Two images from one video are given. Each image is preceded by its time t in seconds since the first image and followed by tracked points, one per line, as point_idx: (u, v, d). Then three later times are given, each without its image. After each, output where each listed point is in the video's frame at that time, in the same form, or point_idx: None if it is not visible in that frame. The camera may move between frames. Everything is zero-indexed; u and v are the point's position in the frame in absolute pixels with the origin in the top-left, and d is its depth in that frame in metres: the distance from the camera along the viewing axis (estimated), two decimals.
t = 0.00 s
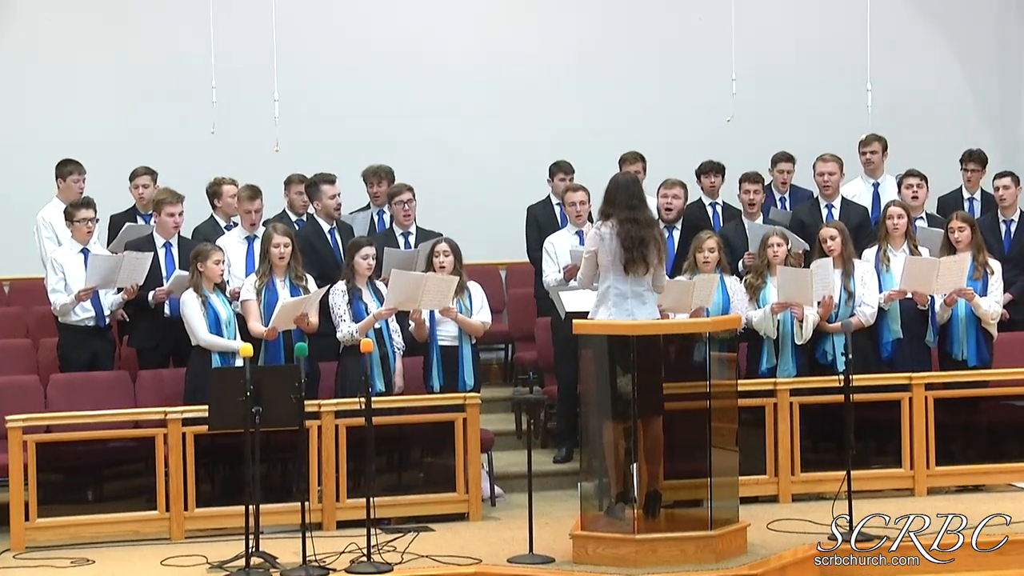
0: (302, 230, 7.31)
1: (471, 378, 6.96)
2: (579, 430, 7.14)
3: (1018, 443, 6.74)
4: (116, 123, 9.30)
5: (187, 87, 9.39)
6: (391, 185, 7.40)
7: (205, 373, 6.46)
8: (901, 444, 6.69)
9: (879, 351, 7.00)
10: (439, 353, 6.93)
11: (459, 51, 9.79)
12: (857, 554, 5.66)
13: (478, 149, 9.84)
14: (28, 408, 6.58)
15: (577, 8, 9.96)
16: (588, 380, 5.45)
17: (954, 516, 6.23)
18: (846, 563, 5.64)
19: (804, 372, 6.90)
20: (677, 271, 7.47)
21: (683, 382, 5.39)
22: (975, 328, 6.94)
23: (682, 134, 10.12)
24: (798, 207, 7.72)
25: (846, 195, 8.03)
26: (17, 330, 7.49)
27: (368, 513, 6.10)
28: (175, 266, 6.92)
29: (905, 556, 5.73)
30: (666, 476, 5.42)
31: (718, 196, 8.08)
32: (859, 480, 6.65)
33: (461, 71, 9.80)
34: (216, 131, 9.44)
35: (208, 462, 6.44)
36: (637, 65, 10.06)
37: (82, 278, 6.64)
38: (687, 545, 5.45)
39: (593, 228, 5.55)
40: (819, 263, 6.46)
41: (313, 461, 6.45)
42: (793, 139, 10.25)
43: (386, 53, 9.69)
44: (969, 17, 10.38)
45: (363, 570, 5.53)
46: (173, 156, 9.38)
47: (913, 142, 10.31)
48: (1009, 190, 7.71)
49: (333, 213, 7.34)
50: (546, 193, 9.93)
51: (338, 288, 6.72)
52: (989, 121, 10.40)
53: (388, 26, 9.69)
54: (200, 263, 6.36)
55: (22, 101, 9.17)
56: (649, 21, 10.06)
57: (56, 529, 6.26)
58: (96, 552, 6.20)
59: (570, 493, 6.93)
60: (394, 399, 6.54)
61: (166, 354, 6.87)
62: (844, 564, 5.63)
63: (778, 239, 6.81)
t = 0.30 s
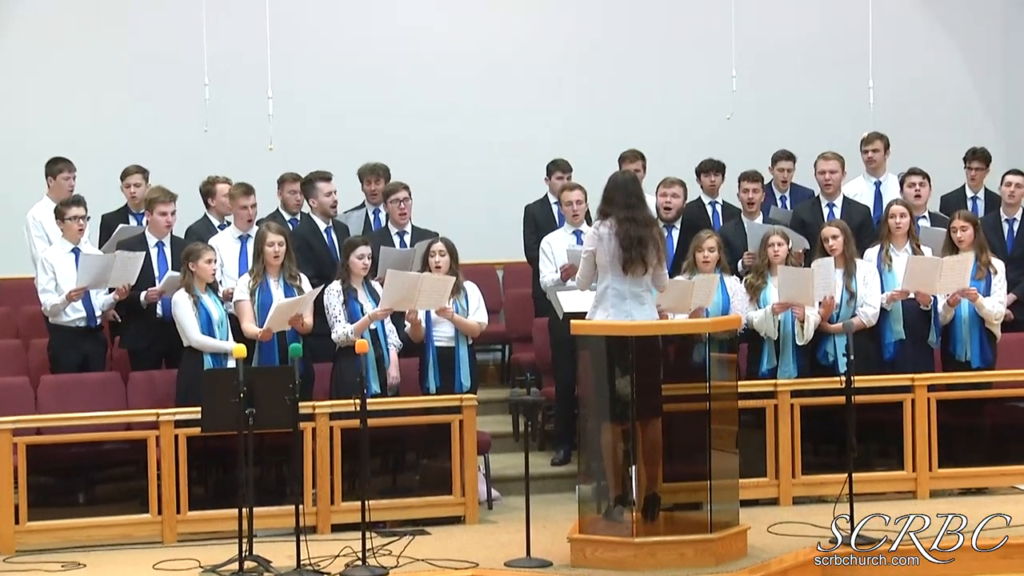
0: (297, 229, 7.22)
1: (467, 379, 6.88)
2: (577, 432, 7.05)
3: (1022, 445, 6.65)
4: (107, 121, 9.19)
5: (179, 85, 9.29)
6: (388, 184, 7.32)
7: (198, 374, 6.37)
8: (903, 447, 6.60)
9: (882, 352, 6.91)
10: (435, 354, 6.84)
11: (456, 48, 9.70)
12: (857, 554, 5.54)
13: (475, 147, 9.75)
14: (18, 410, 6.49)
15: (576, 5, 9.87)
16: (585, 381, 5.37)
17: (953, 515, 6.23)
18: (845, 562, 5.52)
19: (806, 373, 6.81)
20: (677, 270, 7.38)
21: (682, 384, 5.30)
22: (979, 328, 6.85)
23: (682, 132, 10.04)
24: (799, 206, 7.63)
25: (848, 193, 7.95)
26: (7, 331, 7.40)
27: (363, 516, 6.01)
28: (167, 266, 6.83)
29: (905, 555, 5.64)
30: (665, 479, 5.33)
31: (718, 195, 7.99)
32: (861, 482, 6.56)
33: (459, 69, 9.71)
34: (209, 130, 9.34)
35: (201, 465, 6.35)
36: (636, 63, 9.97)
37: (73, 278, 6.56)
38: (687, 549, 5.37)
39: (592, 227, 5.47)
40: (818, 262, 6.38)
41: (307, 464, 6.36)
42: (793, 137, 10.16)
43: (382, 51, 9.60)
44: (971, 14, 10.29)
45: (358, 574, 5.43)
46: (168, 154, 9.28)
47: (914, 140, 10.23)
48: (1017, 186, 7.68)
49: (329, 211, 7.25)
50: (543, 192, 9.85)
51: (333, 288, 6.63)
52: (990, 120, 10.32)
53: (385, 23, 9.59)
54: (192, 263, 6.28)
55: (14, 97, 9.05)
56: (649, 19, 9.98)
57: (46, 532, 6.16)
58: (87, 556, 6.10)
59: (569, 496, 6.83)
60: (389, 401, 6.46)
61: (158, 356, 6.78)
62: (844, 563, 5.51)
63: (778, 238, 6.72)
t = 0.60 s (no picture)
0: (291, 228, 7.13)
1: (464, 381, 6.80)
2: (575, 434, 6.97)
3: None
4: (99, 118, 9.08)
5: (172, 82, 9.19)
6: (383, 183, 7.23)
7: (190, 375, 6.28)
8: (905, 449, 6.52)
9: (884, 353, 6.83)
10: (432, 355, 6.76)
11: (454, 46, 9.61)
12: (857, 555, 5.48)
13: (473, 146, 9.66)
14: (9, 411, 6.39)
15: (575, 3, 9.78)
16: (583, 382, 5.29)
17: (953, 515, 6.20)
18: (846, 563, 5.45)
19: (807, 374, 6.72)
20: (675, 270, 7.30)
21: (682, 385, 5.21)
22: (982, 329, 6.77)
23: (681, 131, 9.95)
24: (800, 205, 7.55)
25: (849, 191, 7.86)
26: None
27: (358, 519, 5.92)
28: (159, 266, 6.74)
29: (905, 555, 5.55)
30: (664, 481, 5.25)
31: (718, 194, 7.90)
32: (862, 485, 6.48)
33: (456, 66, 9.62)
34: (202, 128, 9.23)
35: (193, 467, 6.25)
36: (635, 61, 9.89)
37: (64, 278, 6.48)
38: (686, 552, 5.28)
39: (591, 226, 5.38)
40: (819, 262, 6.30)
41: (301, 466, 6.27)
42: (794, 136, 10.07)
43: (379, 49, 9.51)
44: (973, 12, 10.22)
45: None
46: (164, 153, 9.18)
47: (915, 139, 10.15)
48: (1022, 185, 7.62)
49: (325, 210, 7.16)
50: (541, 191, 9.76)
51: (329, 288, 6.55)
52: (992, 119, 10.25)
53: (382, 21, 9.51)
54: (183, 262, 6.19)
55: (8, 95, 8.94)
56: (648, 16, 9.89)
57: (36, 536, 6.07)
58: (78, 560, 6.00)
59: (567, 499, 6.75)
60: (385, 402, 6.37)
61: (150, 357, 6.69)
62: (844, 564, 5.45)
63: (779, 238, 6.63)
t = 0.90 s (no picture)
0: (284, 228, 7.04)
1: (461, 382, 6.71)
2: (572, 436, 6.89)
3: None
4: (91, 115, 8.98)
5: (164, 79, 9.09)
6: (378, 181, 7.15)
7: (182, 377, 6.19)
8: (907, 451, 6.43)
9: (885, 354, 6.75)
10: (427, 355, 6.67)
11: (451, 44, 9.53)
12: (857, 554, 5.38)
13: (470, 145, 9.58)
14: None
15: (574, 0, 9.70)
16: (581, 384, 5.19)
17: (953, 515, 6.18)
18: (846, 563, 5.35)
19: (807, 375, 6.63)
20: (673, 270, 7.22)
21: (680, 387, 5.13)
22: (984, 330, 6.69)
23: (680, 130, 9.87)
24: (799, 204, 7.47)
25: (850, 190, 7.78)
26: None
27: (352, 522, 5.83)
28: (150, 265, 6.65)
29: (905, 555, 5.47)
30: (662, 484, 5.16)
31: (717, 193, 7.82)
32: (863, 488, 6.39)
33: (454, 64, 9.54)
34: (194, 125, 9.14)
35: (185, 470, 6.15)
36: (635, 59, 9.80)
37: (54, 279, 6.39)
38: (685, 556, 5.20)
39: (588, 226, 5.30)
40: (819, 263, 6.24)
41: (294, 468, 6.18)
42: (794, 135, 9.99)
43: (376, 47, 9.42)
44: (975, 11, 10.14)
45: None
46: (159, 152, 9.09)
47: (916, 138, 10.07)
48: None
49: (319, 209, 7.07)
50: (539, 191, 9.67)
51: (323, 288, 6.46)
52: (992, 118, 10.17)
53: (380, 19, 9.42)
54: (174, 262, 6.10)
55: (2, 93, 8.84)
56: (647, 15, 9.81)
57: (25, 540, 5.97)
58: (67, 564, 5.91)
59: (564, 502, 6.66)
60: (380, 404, 6.27)
61: (141, 358, 6.60)
62: (844, 564, 5.34)
63: (779, 237, 6.54)
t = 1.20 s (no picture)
0: (277, 227, 6.95)
1: (457, 384, 6.60)
2: (569, 438, 6.79)
3: None
4: (81, 114, 8.88)
5: (151, 75, 9.00)
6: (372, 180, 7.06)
7: (173, 378, 6.10)
8: (908, 453, 6.34)
9: (886, 355, 6.66)
10: (423, 357, 6.57)
11: (448, 42, 9.44)
12: (857, 554, 5.32)
13: (467, 143, 9.50)
14: None
15: None
16: (578, 385, 5.10)
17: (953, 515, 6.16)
18: (846, 563, 5.28)
19: (807, 377, 6.54)
20: (671, 271, 7.13)
21: (678, 388, 5.04)
22: (987, 330, 6.60)
23: (679, 128, 9.78)
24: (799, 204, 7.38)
25: (851, 189, 7.71)
26: None
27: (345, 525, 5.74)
28: (141, 265, 6.57)
29: (905, 556, 5.38)
30: (660, 487, 5.07)
31: (717, 192, 7.75)
32: (864, 491, 6.30)
33: (451, 62, 9.46)
34: (186, 123, 9.06)
35: (176, 473, 6.05)
36: (633, 57, 9.72)
37: (43, 278, 6.31)
38: (683, 560, 5.11)
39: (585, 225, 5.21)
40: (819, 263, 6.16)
41: (287, 471, 6.09)
42: (794, 133, 9.90)
43: (373, 44, 9.34)
44: (977, 8, 10.05)
45: None
46: (152, 150, 9.01)
47: (918, 137, 9.98)
48: None
49: (312, 207, 6.98)
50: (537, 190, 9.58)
51: (316, 288, 6.37)
52: (993, 116, 10.07)
53: (376, 16, 9.33)
54: (165, 262, 6.03)
55: None
56: (646, 12, 9.72)
57: (13, 545, 5.85)
58: (56, 568, 5.81)
59: (560, 505, 6.57)
60: (374, 405, 6.18)
61: (132, 359, 6.51)
62: (844, 564, 5.28)
63: (778, 237, 6.47)
